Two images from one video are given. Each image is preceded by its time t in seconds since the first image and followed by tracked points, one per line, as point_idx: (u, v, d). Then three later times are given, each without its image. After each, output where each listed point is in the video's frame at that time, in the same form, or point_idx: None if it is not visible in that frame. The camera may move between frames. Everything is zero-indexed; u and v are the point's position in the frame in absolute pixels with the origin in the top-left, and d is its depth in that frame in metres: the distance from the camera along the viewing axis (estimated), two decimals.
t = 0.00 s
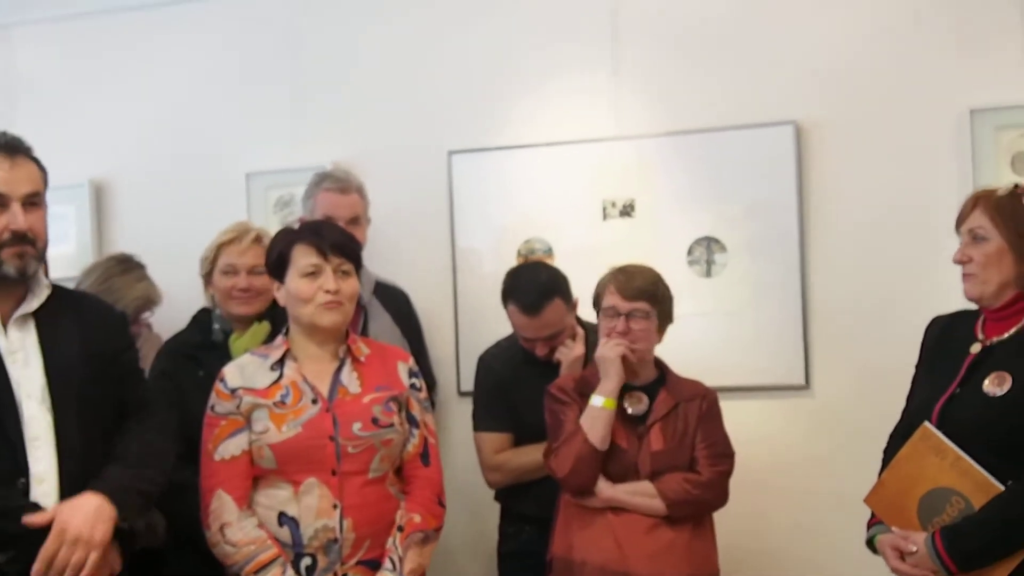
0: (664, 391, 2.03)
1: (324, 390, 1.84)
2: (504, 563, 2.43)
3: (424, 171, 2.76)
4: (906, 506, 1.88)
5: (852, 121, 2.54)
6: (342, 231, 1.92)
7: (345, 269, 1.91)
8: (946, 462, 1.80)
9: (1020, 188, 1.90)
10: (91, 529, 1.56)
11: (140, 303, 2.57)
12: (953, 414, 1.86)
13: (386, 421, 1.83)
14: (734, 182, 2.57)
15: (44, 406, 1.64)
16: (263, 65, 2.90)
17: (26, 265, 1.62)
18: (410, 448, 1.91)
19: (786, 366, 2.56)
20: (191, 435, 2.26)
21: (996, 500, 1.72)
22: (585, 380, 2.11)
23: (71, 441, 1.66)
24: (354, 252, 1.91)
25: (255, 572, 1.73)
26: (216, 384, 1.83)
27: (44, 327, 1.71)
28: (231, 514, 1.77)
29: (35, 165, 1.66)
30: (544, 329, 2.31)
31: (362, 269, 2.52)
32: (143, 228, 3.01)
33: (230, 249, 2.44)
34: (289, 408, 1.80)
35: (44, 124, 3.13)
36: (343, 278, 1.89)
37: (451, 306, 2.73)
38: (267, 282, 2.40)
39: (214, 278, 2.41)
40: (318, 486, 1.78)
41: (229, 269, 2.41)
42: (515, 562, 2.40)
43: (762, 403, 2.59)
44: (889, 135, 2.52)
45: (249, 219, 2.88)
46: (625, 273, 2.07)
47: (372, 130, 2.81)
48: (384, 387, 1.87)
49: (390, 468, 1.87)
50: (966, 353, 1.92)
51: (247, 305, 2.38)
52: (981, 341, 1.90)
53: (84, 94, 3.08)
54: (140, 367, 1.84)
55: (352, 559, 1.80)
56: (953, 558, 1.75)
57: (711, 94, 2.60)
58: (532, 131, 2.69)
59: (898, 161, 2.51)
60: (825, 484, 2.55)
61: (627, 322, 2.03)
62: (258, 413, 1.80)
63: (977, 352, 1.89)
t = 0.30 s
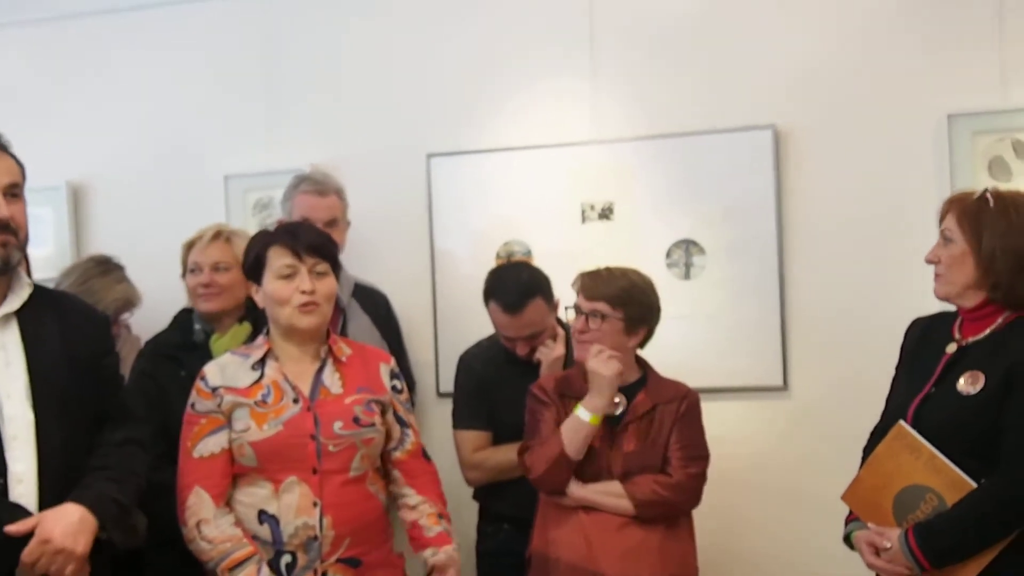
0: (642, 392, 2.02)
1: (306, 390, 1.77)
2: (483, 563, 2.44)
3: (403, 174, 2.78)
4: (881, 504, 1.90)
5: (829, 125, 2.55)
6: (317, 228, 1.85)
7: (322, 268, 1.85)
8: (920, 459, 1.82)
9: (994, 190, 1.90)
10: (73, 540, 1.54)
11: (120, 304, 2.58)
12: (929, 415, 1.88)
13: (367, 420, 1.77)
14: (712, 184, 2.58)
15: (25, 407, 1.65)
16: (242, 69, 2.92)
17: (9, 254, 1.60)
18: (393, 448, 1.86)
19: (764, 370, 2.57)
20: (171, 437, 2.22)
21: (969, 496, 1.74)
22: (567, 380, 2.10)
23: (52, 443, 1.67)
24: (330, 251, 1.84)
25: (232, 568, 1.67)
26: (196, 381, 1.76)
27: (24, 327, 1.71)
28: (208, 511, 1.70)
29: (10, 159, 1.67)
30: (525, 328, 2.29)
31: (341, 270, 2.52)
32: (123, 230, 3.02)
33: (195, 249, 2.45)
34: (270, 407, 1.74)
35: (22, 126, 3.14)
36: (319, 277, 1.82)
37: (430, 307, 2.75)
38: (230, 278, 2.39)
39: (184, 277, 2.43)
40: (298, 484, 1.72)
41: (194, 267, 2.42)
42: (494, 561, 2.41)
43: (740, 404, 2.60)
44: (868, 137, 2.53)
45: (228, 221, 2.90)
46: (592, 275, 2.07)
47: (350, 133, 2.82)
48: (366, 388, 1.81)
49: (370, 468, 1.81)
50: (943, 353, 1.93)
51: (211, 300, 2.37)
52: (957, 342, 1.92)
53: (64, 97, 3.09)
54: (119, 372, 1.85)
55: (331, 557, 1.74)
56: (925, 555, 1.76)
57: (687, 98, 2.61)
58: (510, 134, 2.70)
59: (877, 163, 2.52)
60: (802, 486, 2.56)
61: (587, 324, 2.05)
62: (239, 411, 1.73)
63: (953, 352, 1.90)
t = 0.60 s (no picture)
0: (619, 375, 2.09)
1: (303, 379, 1.89)
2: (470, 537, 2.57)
3: (394, 165, 2.89)
4: (845, 478, 2.02)
5: (804, 120, 2.65)
6: (296, 228, 1.89)
7: (304, 265, 1.90)
8: (883, 436, 1.94)
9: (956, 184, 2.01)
10: (79, 515, 1.67)
11: (123, 288, 2.70)
12: (893, 397, 1.99)
13: (360, 411, 1.88)
14: (690, 176, 2.69)
15: (34, 387, 1.77)
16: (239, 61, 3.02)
17: (21, 237, 1.72)
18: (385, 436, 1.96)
19: (738, 354, 2.69)
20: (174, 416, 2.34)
21: (929, 472, 1.84)
22: (552, 361, 2.16)
23: (59, 421, 1.79)
24: (305, 249, 1.88)
25: (230, 541, 1.79)
26: (201, 367, 1.88)
27: (34, 312, 1.83)
28: (209, 488, 1.82)
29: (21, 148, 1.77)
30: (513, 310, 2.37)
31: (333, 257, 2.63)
32: (125, 217, 3.14)
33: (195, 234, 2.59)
34: (268, 395, 1.85)
35: (27, 116, 3.25)
36: (298, 276, 1.88)
37: (419, 293, 2.87)
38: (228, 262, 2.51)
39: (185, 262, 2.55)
40: (292, 467, 1.84)
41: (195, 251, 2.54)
42: (480, 535, 2.53)
43: (714, 386, 2.73)
44: (841, 131, 2.63)
45: (225, 209, 3.02)
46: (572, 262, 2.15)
47: (343, 125, 2.93)
48: (361, 379, 1.92)
49: (362, 456, 1.93)
50: (908, 337, 2.05)
51: (210, 283, 2.49)
52: (921, 326, 2.03)
53: (67, 88, 3.20)
54: (122, 354, 1.97)
55: (320, 534, 1.85)
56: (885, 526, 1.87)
57: (667, 93, 2.72)
58: (497, 127, 2.81)
59: (848, 157, 2.63)
60: (775, 465, 2.69)
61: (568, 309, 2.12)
62: (239, 398, 1.85)
63: (917, 336, 2.02)
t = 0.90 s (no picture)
0: (609, 349, 2.10)
1: (285, 344, 1.93)
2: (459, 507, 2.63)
3: (384, 142, 2.93)
4: (826, 448, 2.03)
5: (787, 97, 2.69)
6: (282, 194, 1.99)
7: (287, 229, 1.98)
8: (862, 408, 1.95)
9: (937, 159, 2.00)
10: (75, 490, 1.73)
11: (116, 266, 2.75)
12: (872, 369, 2.00)
13: (339, 374, 1.91)
14: (675, 153, 2.74)
15: (29, 363, 1.81)
16: (229, 39, 3.05)
17: (16, 216, 1.75)
18: (366, 399, 1.97)
19: (721, 328, 2.75)
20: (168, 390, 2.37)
21: (906, 442, 1.86)
22: (546, 335, 2.18)
23: (54, 397, 1.84)
24: (290, 213, 1.96)
25: (223, 500, 1.84)
26: (191, 336, 1.97)
27: (27, 289, 1.87)
28: (200, 451, 1.89)
29: (17, 126, 1.80)
30: (506, 270, 2.38)
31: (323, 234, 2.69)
32: (117, 194, 3.18)
33: (188, 210, 2.62)
34: (251, 361, 1.91)
35: (19, 95, 3.28)
36: (281, 237, 1.96)
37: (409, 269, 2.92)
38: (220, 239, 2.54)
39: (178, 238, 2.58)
40: (274, 434, 1.89)
41: (188, 228, 2.57)
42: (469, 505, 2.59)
43: (698, 360, 2.78)
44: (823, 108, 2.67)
45: (217, 187, 3.06)
46: (566, 239, 2.14)
47: (331, 103, 2.97)
48: (342, 342, 1.95)
49: (346, 419, 1.97)
50: (888, 309, 2.05)
51: (203, 261, 2.53)
52: (902, 299, 2.03)
53: (59, 67, 3.23)
54: (116, 331, 2.01)
55: (307, 502, 1.92)
56: (861, 495, 1.89)
57: (653, 70, 2.76)
58: (485, 103, 2.85)
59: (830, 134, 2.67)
60: (758, 436, 2.75)
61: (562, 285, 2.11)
62: (225, 364, 1.92)
63: (897, 308, 2.02)
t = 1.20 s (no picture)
0: (607, 341, 2.04)
1: (266, 332, 1.94)
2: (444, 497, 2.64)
3: (371, 132, 2.95)
4: (806, 440, 2.03)
5: (771, 90, 2.72)
6: (301, 189, 2.05)
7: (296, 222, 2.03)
8: (844, 400, 1.96)
9: (920, 153, 2.01)
10: (61, 465, 1.75)
11: (103, 255, 2.76)
12: (854, 360, 2.00)
13: (319, 359, 1.92)
14: (660, 145, 2.76)
15: (14, 349, 1.82)
16: (218, 30, 3.06)
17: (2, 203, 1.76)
18: (348, 385, 1.97)
19: (705, 318, 2.77)
20: (154, 378, 2.36)
21: (886, 435, 1.87)
22: (539, 327, 2.12)
23: (40, 383, 1.84)
24: (307, 208, 2.02)
25: (209, 496, 1.87)
26: (175, 328, 1.99)
27: (14, 274, 1.86)
28: (187, 444, 1.91)
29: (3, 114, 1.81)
30: (495, 234, 2.41)
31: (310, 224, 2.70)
32: (105, 184, 3.18)
33: (177, 198, 2.62)
34: (232, 350, 1.92)
35: (6, 83, 3.28)
36: (292, 228, 2.00)
37: (396, 259, 2.94)
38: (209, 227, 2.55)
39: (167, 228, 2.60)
40: (256, 421, 1.90)
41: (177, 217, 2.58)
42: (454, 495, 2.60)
43: (682, 351, 2.81)
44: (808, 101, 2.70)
45: (204, 176, 3.07)
46: (563, 229, 2.11)
47: (319, 94, 2.98)
48: (323, 329, 1.96)
49: (329, 404, 1.97)
50: (869, 302, 2.06)
51: (193, 250, 2.54)
52: (882, 291, 2.04)
53: (46, 55, 3.23)
54: (103, 318, 2.01)
55: (291, 488, 1.93)
56: (844, 487, 1.89)
57: (639, 62, 2.78)
58: (473, 95, 2.86)
59: (814, 128, 2.70)
60: (741, 425, 2.78)
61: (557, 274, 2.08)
62: (206, 354, 1.93)
63: (877, 301, 2.03)
